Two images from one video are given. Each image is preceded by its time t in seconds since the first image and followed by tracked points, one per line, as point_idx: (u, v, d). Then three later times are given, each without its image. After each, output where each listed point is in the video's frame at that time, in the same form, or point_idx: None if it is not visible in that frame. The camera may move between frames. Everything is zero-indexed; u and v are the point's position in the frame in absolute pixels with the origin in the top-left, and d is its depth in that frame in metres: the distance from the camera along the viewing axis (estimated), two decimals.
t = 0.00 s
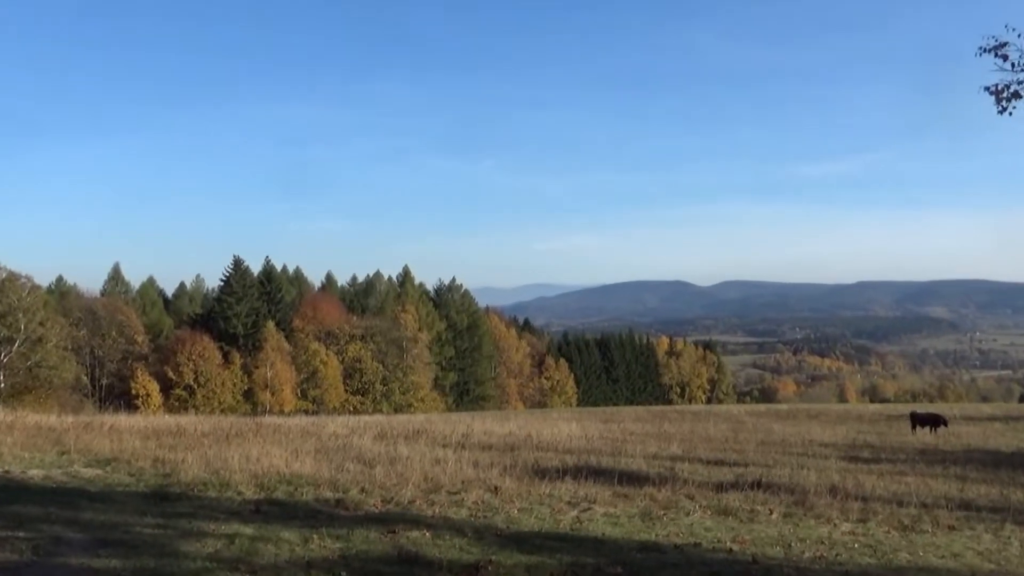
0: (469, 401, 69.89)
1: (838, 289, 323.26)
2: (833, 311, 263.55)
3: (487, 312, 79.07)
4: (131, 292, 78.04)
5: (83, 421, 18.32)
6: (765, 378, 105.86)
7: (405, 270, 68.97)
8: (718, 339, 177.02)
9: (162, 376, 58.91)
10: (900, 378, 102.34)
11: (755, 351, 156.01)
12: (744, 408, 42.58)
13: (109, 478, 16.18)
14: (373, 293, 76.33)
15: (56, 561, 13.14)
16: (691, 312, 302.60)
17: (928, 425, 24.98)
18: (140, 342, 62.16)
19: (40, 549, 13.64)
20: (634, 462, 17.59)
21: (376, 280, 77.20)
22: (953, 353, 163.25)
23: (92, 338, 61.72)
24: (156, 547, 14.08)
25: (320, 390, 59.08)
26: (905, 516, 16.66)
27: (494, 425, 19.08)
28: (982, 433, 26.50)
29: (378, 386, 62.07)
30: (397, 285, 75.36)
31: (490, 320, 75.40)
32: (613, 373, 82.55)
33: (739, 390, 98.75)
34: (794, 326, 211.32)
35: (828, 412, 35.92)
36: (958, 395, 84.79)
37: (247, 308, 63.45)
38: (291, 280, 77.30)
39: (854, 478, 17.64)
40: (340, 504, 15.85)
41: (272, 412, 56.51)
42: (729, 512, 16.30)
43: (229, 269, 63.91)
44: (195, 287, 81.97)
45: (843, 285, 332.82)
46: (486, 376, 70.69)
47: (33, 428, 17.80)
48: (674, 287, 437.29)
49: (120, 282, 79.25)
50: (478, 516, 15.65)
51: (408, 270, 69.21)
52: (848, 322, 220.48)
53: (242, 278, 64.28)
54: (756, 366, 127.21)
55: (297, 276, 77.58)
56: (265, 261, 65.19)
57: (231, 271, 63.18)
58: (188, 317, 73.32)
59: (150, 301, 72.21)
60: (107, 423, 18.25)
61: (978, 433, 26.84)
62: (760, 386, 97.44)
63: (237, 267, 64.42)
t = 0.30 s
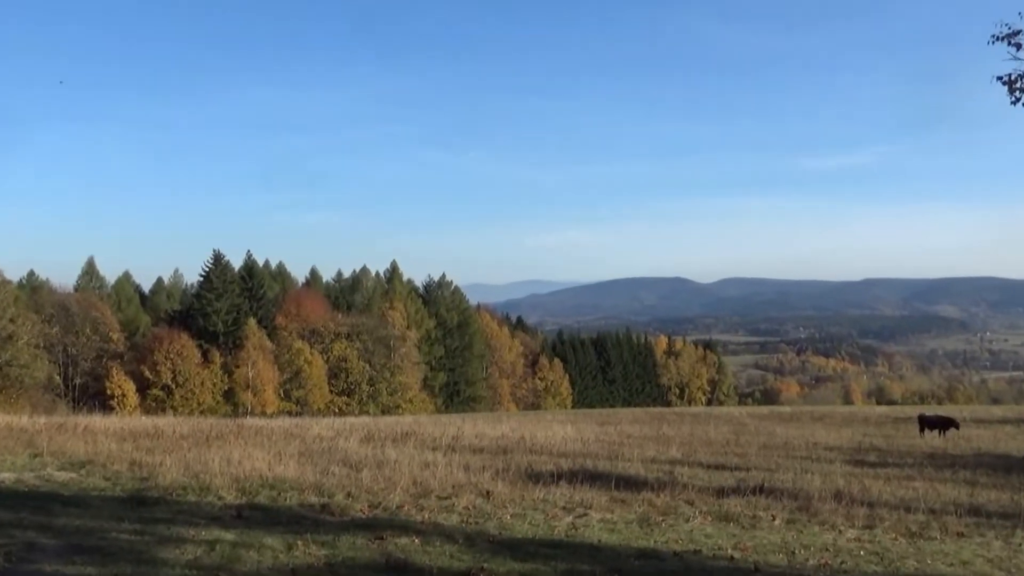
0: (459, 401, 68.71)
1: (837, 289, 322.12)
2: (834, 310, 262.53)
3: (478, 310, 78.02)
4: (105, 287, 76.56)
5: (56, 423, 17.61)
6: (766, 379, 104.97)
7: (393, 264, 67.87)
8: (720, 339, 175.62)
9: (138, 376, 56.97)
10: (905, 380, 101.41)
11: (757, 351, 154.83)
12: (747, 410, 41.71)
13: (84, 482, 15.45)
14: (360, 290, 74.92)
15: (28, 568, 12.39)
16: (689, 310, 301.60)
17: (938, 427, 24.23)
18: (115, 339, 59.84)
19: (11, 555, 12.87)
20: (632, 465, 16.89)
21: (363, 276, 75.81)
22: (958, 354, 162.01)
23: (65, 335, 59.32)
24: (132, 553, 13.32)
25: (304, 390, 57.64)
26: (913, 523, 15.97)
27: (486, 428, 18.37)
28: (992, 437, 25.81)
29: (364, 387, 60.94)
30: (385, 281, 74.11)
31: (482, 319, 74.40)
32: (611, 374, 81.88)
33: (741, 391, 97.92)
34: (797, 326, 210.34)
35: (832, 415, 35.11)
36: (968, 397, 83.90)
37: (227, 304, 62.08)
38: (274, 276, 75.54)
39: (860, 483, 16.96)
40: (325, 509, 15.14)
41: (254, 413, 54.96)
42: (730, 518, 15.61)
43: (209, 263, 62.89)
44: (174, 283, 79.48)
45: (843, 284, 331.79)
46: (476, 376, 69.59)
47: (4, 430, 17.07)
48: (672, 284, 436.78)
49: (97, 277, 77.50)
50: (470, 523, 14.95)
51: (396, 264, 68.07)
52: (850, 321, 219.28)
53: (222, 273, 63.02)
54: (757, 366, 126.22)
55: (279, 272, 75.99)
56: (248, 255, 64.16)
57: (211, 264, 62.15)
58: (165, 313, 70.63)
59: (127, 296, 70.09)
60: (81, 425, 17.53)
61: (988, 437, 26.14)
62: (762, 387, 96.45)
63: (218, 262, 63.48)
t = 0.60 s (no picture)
0: (450, 403, 67.68)
1: (838, 288, 321.01)
2: (835, 309, 261.50)
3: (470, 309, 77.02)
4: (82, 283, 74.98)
5: (31, 425, 16.98)
6: (768, 380, 104.14)
7: (383, 261, 66.40)
8: (723, 339, 174.61)
9: (116, 376, 55.27)
10: (911, 381, 100.61)
11: (759, 351, 153.85)
12: (750, 410, 41.04)
13: (60, 486, 14.81)
14: (347, 287, 73.48)
15: None
16: (688, 310, 300.67)
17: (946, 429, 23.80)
18: (92, 338, 57.75)
19: None
20: (629, 469, 16.30)
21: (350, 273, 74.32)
22: (967, 354, 160.82)
23: (40, 334, 57.03)
24: (111, 560, 12.65)
25: (290, 391, 56.23)
26: (920, 528, 15.39)
27: (478, 430, 17.76)
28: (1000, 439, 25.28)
29: (351, 388, 59.60)
30: (372, 278, 72.61)
31: (475, 318, 73.39)
32: (608, 374, 81.16)
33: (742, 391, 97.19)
34: (799, 324, 209.23)
35: (836, 416, 34.39)
36: (977, 398, 83.17)
37: (209, 301, 60.50)
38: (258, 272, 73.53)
39: (865, 488, 16.39)
40: (311, 514, 14.53)
41: (238, 414, 53.56)
42: (731, 523, 15.02)
43: (190, 259, 61.33)
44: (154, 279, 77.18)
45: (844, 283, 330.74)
46: (468, 377, 68.55)
47: None
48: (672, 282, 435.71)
49: (71, 274, 75.86)
50: (461, 529, 14.35)
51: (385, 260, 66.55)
52: (853, 320, 218.13)
53: (203, 270, 61.35)
54: (759, 367, 125.39)
55: (263, 268, 73.96)
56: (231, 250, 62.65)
57: (193, 259, 60.64)
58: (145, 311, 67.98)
59: (105, 293, 67.12)
60: (57, 427, 16.90)
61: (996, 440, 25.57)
62: (763, 388, 95.51)
63: (200, 258, 61.95)
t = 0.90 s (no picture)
0: (441, 404, 65.78)
1: (839, 286, 320.10)
2: (837, 306, 259.85)
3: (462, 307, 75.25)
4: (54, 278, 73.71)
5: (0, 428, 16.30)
6: (771, 380, 102.74)
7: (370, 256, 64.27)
8: (725, 338, 172.95)
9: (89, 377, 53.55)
10: (920, 380, 99.55)
11: (763, 350, 152.22)
12: (754, 411, 40.04)
13: (32, 491, 14.10)
14: (331, 284, 71.45)
15: None
16: (688, 307, 299.27)
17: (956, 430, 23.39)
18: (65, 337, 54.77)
19: None
20: (626, 473, 15.61)
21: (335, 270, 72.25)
22: (977, 352, 158.91)
23: (10, 333, 53.27)
24: (83, 569, 11.92)
25: (272, 392, 54.16)
26: (930, 533, 14.70)
27: (469, 433, 17.09)
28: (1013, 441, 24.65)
29: (337, 388, 57.54)
30: (359, 274, 70.55)
31: (465, 316, 71.73)
32: (605, 374, 79.60)
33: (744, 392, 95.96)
34: (804, 322, 207.90)
35: (844, 418, 33.42)
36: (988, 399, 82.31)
37: (187, 298, 57.89)
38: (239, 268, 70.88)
39: (872, 491, 15.70)
40: (294, 521, 13.82)
41: (217, 417, 51.43)
42: (733, 529, 14.30)
43: (167, 254, 58.63)
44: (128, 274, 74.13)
45: (846, 280, 329.04)
46: (459, 377, 66.60)
47: None
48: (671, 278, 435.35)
49: (43, 269, 74.59)
50: (450, 535, 13.64)
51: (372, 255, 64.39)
52: (857, 317, 216.41)
53: (181, 265, 58.73)
54: (762, 366, 123.97)
55: (245, 265, 71.31)
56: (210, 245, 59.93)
57: (170, 255, 58.06)
58: (120, 308, 64.91)
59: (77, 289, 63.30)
60: (27, 430, 16.25)
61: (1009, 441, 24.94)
62: (766, 388, 94.80)
63: (178, 253, 59.22)
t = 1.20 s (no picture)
0: (431, 405, 63.15)
1: (842, 284, 318.96)
2: (841, 302, 258.09)
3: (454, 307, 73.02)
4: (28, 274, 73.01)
5: None
6: (773, 381, 101.55)
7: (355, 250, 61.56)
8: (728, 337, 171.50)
9: (67, 377, 50.03)
10: (928, 381, 98.47)
11: (766, 349, 150.67)
12: (757, 414, 39.20)
13: (6, 496, 13.52)
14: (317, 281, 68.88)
15: None
16: (688, 305, 297.57)
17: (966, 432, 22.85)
18: (41, 336, 51.05)
19: None
20: (624, 477, 15.00)
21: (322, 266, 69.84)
22: (984, 352, 157.33)
23: None
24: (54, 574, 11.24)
25: (256, 394, 50.54)
26: (939, 538, 14.07)
27: (461, 436, 16.55)
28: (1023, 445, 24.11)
29: (324, 389, 53.99)
30: (346, 270, 67.88)
31: (456, 314, 69.45)
32: (602, 376, 78.04)
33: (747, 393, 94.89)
34: (808, 320, 206.53)
35: (849, 421, 32.56)
36: (998, 400, 81.32)
37: (167, 296, 54.61)
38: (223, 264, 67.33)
39: (878, 496, 15.10)
40: (279, 527, 13.15)
41: (198, 419, 48.30)
42: (735, 535, 13.65)
43: (147, 249, 55.27)
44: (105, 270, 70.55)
45: (848, 278, 327.51)
46: (450, 378, 63.95)
47: None
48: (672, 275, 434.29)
49: (17, 264, 74.04)
50: (441, 541, 12.96)
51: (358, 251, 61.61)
52: (861, 315, 214.85)
53: (161, 260, 55.30)
54: (764, 367, 122.69)
55: (228, 259, 67.92)
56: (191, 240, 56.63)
57: (149, 249, 54.70)
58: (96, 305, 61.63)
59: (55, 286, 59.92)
60: (3, 434, 15.74)
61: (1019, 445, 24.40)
62: (770, 389, 93.97)
63: (158, 249, 55.96)
